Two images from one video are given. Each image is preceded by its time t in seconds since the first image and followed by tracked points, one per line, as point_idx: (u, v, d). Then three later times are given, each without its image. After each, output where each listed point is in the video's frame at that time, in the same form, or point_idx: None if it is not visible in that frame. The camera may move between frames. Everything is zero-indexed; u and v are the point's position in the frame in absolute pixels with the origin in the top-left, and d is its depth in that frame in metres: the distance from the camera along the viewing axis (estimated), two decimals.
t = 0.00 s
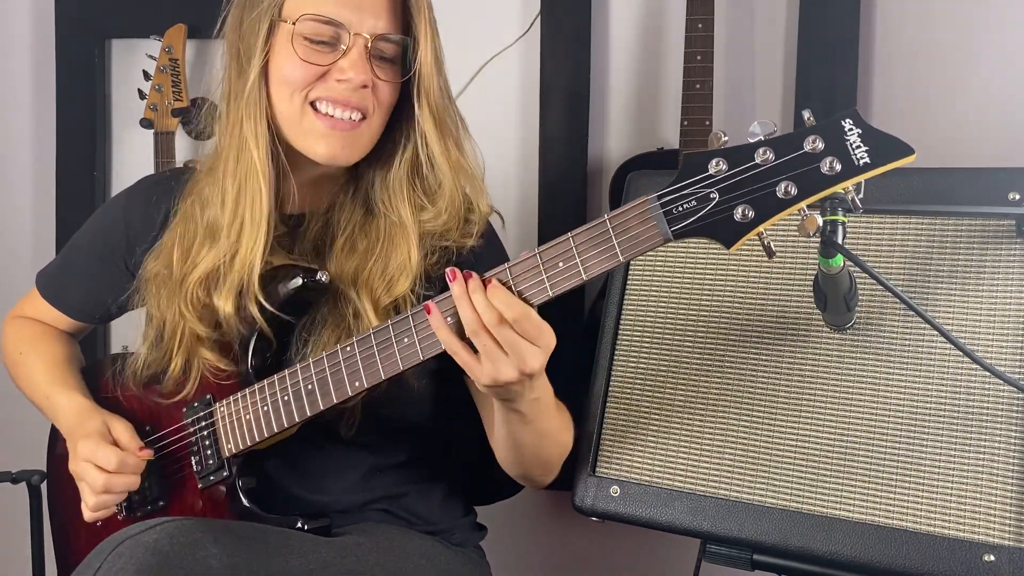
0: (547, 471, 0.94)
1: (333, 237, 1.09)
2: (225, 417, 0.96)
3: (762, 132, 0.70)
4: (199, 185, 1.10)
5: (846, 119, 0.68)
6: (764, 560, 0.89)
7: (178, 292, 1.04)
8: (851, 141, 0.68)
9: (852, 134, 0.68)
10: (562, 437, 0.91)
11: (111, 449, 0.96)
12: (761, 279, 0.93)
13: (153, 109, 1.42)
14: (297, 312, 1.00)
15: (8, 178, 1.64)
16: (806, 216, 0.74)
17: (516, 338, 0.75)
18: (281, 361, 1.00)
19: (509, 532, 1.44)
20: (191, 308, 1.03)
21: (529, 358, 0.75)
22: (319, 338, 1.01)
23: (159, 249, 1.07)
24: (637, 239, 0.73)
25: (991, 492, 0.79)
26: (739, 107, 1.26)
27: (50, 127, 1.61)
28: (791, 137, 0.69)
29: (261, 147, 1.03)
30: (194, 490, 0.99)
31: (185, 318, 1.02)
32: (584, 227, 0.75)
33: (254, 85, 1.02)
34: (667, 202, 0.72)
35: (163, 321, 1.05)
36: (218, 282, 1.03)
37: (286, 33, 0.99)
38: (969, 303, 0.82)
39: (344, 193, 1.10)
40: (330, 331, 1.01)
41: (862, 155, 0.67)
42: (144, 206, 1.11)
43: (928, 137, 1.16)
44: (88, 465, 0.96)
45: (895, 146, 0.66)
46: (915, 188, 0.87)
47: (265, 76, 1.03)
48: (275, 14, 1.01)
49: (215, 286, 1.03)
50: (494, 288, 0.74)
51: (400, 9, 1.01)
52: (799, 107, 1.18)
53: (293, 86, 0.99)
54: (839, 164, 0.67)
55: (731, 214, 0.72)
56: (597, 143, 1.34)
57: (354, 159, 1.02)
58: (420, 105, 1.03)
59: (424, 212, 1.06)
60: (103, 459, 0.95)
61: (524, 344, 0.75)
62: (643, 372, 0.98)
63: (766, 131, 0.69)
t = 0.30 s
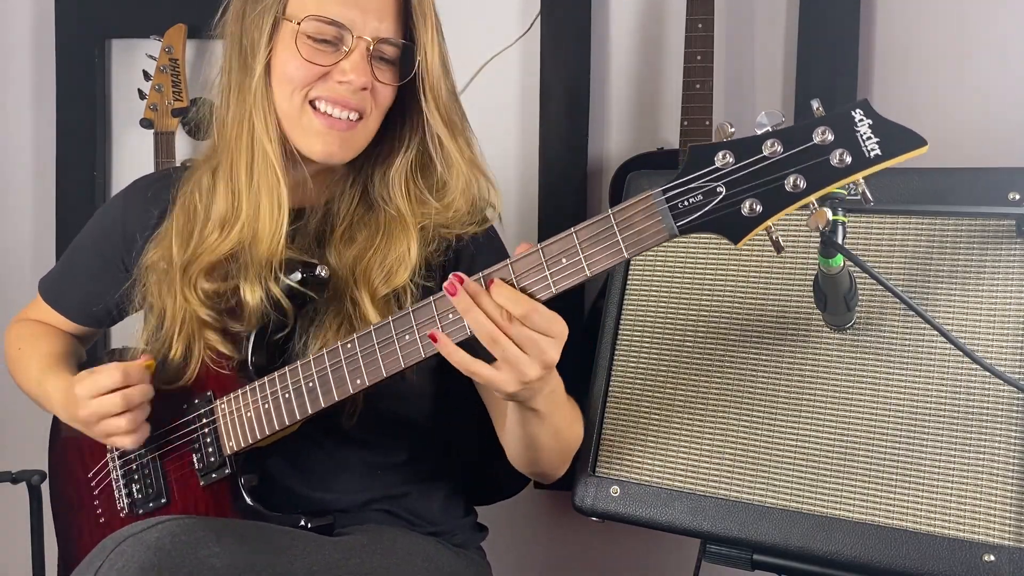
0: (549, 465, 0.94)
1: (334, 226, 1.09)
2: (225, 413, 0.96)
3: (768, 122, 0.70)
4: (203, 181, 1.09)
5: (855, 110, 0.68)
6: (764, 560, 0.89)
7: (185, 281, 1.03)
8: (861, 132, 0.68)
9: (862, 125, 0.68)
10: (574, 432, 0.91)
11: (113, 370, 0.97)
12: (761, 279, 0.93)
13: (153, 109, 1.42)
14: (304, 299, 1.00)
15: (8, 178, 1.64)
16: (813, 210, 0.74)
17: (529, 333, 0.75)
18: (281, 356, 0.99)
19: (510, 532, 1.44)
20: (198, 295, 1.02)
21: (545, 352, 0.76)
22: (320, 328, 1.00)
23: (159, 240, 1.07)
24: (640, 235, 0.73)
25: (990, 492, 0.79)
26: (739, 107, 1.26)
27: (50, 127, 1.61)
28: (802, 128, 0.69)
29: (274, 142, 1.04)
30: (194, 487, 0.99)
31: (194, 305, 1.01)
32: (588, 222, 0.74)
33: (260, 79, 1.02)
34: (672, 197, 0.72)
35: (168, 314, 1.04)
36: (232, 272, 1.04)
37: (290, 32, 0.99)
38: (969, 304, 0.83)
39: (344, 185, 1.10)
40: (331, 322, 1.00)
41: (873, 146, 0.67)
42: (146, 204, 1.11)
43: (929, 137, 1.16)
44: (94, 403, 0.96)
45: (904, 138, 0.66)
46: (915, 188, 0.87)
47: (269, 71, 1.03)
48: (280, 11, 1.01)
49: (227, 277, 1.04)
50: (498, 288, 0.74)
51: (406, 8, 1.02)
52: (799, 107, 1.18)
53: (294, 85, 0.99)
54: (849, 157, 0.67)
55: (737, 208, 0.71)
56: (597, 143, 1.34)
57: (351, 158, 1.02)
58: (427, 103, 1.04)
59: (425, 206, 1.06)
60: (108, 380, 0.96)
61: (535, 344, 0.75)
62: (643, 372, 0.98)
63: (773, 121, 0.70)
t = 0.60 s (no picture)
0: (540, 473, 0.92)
1: (335, 233, 1.08)
2: (225, 414, 0.96)
3: (763, 126, 0.71)
4: (201, 188, 1.10)
5: (848, 112, 0.69)
6: (764, 560, 0.89)
7: (183, 293, 1.03)
8: (854, 134, 0.68)
9: (854, 127, 0.68)
10: (555, 449, 0.91)
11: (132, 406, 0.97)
12: (761, 279, 0.93)
13: (153, 109, 1.42)
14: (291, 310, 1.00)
15: (9, 178, 1.64)
16: (807, 211, 0.73)
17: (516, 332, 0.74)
18: (281, 356, 0.99)
19: (509, 532, 1.44)
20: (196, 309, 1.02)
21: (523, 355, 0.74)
22: (320, 332, 1.00)
23: (159, 250, 1.07)
24: (638, 235, 0.73)
25: (991, 492, 0.79)
26: (739, 107, 1.26)
27: (50, 127, 1.61)
28: (797, 131, 0.69)
29: (271, 149, 1.03)
30: (194, 487, 0.99)
31: (190, 317, 1.02)
32: (585, 223, 0.74)
33: (265, 83, 1.01)
34: (669, 199, 0.72)
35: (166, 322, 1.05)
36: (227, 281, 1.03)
37: (298, 35, 0.99)
38: (969, 303, 0.82)
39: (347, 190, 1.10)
40: (331, 330, 1.00)
41: (865, 148, 0.67)
42: (143, 206, 1.11)
43: (929, 137, 1.16)
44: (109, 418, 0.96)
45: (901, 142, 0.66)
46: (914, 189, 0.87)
47: (275, 76, 1.02)
48: (284, 15, 1.00)
49: (222, 286, 1.03)
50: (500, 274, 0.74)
51: (408, 9, 1.02)
52: (799, 106, 1.18)
53: (304, 89, 0.98)
54: (842, 159, 0.68)
55: (732, 210, 0.71)
56: (597, 143, 1.34)
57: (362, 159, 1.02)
58: (430, 109, 1.04)
59: (426, 211, 1.06)
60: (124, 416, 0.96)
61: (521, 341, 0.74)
62: (643, 373, 0.98)
63: (768, 124, 0.71)
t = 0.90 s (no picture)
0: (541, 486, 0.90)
1: (334, 221, 1.09)
2: (225, 415, 0.96)
3: (767, 124, 0.70)
4: (198, 184, 1.09)
5: (855, 111, 0.68)
6: (764, 560, 0.89)
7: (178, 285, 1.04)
8: (861, 134, 0.68)
9: (861, 127, 0.68)
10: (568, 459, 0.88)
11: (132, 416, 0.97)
12: (760, 278, 0.93)
13: (153, 109, 1.42)
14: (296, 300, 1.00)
15: (9, 178, 1.64)
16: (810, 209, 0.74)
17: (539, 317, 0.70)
18: (282, 353, 0.99)
19: (509, 531, 1.44)
20: (194, 301, 1.03)
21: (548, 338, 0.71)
22: (320, 322, 0.99)
23: (157, 239, 1.07)
24: (640, 236, 0.73)
25: (990, 492, 0.79)
26: (739, 107, 1.26)
27: (50, 127, 1.61)
28: (802, 130, 0.69)
29: (264, 154, 1.04)
30: (194, 489, 0.98)
31: (187, 309, 1.02)
32: (588, 222, 0.74)
33: (249, 87, 1.03)
34: (671, 199, 0.72)
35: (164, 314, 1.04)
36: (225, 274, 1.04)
37: (278, 41, 0.99)
38: (969, 304, 0.83)
39: (344, 182, 1.10)
40: (331, 316, 1.00)
41: (872, 148, 0.67)
42: (143, 203, 1.12)
43: (929, 137, 1.16)
44: (111, 422, 0.97)
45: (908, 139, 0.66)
46: (915, 188, 0.87)
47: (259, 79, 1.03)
48: (265, 20, 1.00)
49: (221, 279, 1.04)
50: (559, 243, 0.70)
51: (392, 10, 1.01)
52: (800, 106, 1.18)
53: (287, 94, 0.99)
54: (848, 159, 0.67)
55: (736, 210, 0.71)
56: (597, 143, 1.34)
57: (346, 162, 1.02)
58: (418, 107, 1.03)
59: (425, 204, 1.06)
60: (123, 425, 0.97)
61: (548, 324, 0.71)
62: (643, 373, 0.98)
63: (772, 123, 0.70)
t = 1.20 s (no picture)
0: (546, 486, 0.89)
1: (333, 226, 1.09)
2: (225, 415, 0.96)
3: (762, 122, 0.71)
4: (196, 188, 1.09)
5: (848, 108, 0.68)
6: (764, 560, 0.89)
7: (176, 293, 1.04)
8: (854, 130, 0.68)
9: (855, 123, 0.68)
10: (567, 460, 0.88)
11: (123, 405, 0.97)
12: (760, 278, 0.93)
13: (153, 109, 1.42)
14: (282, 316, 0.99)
15: (9, 177, 1.64)
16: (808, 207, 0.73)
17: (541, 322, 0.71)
18: (279, 357, 1.00)
19: (511, 531, 1.44)
20: (191, 306, 1.04)
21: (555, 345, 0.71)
22: (319, 328, 1.00)
23: (156, 248, 1.07)
24: (637, 233, 0.73)
25: (991, 492, 0.79)
26: (739, 107, 1.26)
27: (50, 127, 1.61)
28: (797, 126, 0.69)
29: (257, 142, 1.03)
30: (194, 488, 0.98)
31: (185, 317, 1.03)
32: (584, 220, 0.74)
33: (250, 82, 1.02)
34: (668, 196, 0.72)
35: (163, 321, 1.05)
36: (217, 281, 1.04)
37: (282, 33, 0.99)
38: (969, 304, 0.83)
39: (344, 187, 1.10)
40: (331, 321, 1.00)
41: (866, 144, 0.67)
42: (143, 206, 1.11)
43: (930, 137, 1.16)
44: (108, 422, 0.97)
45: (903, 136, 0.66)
46: (915, 188, 0.87)
47: (261, 75, 1.03)
48: (269, 14, 1.01)
49: (214, 286, 1.04)
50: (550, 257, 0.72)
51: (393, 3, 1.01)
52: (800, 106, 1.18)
53: (291, 86, 0.99)
54: (843, 155, 0.67)
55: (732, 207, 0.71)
56: (597, 143, 1.34)
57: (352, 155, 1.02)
58: (415, 100, 1.03)
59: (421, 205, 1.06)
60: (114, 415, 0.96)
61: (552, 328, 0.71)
62: (643, 372, 0.98)
63: (767, 121, 0.71)
